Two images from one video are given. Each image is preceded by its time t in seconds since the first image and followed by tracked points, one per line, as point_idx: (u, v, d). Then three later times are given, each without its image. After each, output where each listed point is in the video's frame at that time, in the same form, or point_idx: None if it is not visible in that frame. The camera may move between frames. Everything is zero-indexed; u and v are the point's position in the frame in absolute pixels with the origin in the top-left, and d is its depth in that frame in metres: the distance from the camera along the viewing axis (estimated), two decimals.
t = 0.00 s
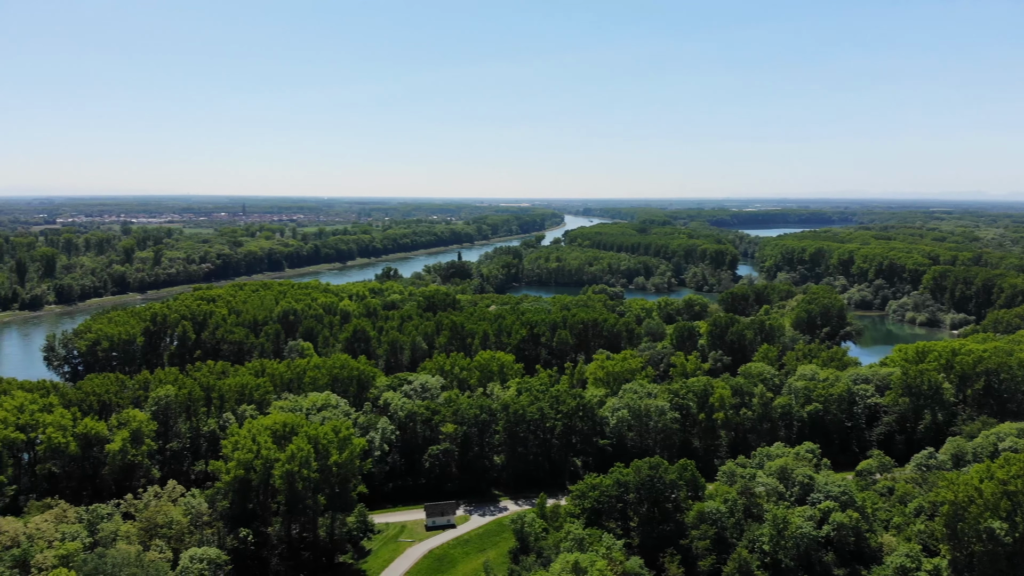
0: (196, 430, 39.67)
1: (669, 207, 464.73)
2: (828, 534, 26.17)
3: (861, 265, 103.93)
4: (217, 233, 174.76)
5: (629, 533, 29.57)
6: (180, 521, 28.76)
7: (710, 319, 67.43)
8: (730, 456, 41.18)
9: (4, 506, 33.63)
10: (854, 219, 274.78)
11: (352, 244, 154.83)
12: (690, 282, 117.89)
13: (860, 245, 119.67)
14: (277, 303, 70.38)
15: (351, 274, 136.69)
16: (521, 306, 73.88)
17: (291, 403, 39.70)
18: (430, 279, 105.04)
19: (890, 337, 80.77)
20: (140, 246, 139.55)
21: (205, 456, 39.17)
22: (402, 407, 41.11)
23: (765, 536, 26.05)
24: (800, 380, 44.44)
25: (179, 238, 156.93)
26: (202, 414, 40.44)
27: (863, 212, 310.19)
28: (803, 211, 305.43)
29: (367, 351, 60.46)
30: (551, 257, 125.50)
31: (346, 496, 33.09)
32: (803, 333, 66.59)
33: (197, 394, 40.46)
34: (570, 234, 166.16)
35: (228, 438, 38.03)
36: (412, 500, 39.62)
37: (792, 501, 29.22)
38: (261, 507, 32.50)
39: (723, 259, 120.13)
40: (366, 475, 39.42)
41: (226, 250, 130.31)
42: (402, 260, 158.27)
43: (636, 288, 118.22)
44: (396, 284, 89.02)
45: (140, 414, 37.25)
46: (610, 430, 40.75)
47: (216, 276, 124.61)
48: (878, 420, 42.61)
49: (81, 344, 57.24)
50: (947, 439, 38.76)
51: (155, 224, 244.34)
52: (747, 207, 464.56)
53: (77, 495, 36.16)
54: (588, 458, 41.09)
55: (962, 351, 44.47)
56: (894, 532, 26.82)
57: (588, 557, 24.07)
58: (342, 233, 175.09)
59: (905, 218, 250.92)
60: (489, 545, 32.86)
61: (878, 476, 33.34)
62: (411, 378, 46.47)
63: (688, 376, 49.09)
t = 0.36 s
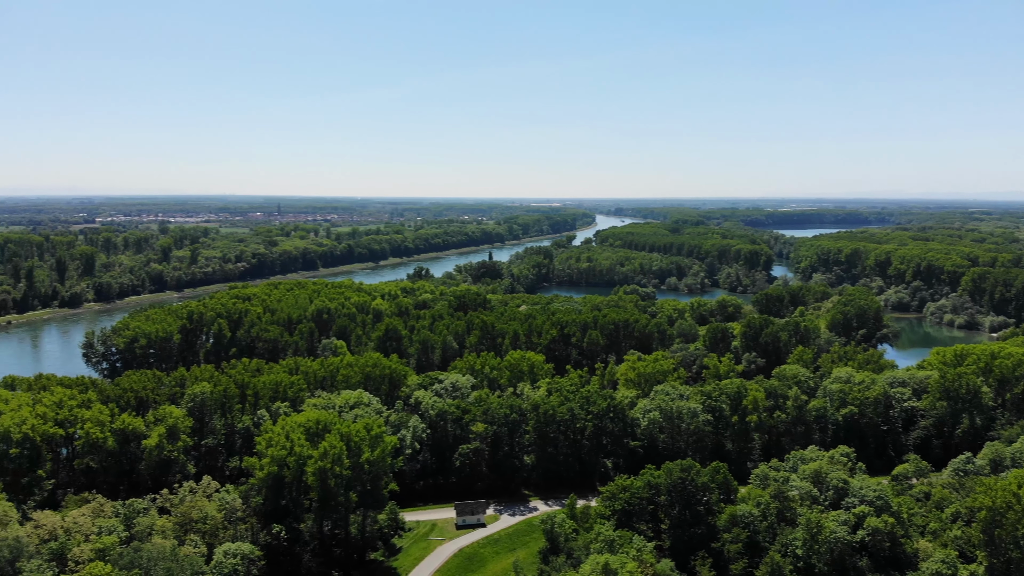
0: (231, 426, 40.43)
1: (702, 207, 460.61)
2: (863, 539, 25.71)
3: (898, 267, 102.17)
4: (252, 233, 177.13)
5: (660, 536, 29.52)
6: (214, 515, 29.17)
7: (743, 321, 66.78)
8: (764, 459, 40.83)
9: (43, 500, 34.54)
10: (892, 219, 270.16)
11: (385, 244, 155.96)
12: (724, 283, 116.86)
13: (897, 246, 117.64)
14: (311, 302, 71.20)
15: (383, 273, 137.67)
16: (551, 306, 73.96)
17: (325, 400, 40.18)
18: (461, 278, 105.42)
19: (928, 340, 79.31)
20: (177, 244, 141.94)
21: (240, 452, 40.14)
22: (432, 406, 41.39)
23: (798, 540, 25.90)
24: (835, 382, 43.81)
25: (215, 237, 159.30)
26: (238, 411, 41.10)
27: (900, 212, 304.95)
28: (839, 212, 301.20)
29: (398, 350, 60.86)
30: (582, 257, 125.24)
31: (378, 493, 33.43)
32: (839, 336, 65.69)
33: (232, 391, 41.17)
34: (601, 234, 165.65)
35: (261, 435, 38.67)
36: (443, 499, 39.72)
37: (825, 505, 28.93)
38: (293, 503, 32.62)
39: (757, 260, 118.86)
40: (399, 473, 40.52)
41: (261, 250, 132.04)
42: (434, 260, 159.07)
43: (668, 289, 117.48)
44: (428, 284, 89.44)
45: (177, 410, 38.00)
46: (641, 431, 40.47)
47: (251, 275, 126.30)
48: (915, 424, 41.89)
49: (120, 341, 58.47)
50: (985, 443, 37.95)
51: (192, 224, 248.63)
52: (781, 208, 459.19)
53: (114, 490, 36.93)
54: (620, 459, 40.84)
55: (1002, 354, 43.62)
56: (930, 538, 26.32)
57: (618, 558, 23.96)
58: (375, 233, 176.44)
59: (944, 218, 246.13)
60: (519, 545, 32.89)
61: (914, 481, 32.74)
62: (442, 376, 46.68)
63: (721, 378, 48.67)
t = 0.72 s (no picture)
0: (265, 423, 40.82)
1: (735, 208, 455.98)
2: (897, 544, 25.40)
3: (937, 269, 100.25)
4: (287, 233, 179.20)
5: (691, 538, 29.48)
6: (248, 512, 29.80)
7: (778, 322, 66.04)
8: (798, 463, 40.12)
9: (81, 494, 35.69)
10: (932, 220, 264.89)
11: (417, 244, 156.74)
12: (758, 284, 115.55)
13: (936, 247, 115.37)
14: (345, 301, 71.86)
15: (415, 273, 138.53)
16: (582, 307, 73.87)
17: (358, 398, 40.56)
18: (492, 279, 105.60)
19: (967, 343, 77.68)
20: (213, 244, 144.09)
21: (273, 450, 40.46)
22: (463, 405, 41.74)
23: (833, 545, 25.64)
24: (872, 386, 43.15)
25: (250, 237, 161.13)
26: (272, 409, 41.47)
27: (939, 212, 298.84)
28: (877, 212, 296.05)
29: (430, 350, 61.45)
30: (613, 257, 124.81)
31: (409, 492, 33.79)
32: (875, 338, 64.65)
33: (267, 389, 41.64)
34: (633, 234, 164.92)
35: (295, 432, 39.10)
36: (473, 498, 39.74)
37: (860, 510, 28.52)
38: (326, 501, 33.20)
39: (792, 261, 117.36)
40: (430, 472, 40.70)
41: (296, 249, 133.49)
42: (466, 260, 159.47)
43: (701, 290, 116.58)
44: (459, 283, 89.73)
45: (212, 407, 38.58)
46: (673, 433, 40.25)
47: (286, 274, 127.84)
48: (953, 429, 40.97)
49: (158, 338, 59.69)
50: None
51: (228, 223, 251.95)
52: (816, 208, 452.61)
53: (150, 485, 37.75)
54: (650, 461, 40.59)
55: None
56: (967, 545, 25.80)
57: (648, 561, 23.92)
58: (408, 233, 177.46)
59: (986, 219, 240.75)
60: (549, 546, 32.88)
61: (951, 486, 32.16)
62: (473, 376, 46.84)
63: (754, 380, 48.27)
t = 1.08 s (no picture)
0: (298, 421, 41.49)
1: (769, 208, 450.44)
2: (933, 551, 24.80)
3: (976, 270, 98.19)
4: (320, 233, 181.04)
5: (723, 542, 29.21)
6: (281, 508, 30.15)
7: (812, 324, 65.19)
8: (833, 466, 39.65)
9: (117, 489, 36.37)
10: (972, 220, 259.45)
11: (448, 244, 157.40)
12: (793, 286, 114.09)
13: (976, 249, 112.99)
14: (377, 300, 72.48)
15: (446, 273, 139.13)
16: (613, 308, 73.72)
17: (389, 397, 40.89)
18: (523, 279, 105.69)
19: (1007, 346, 75.97)
20: (248, 244, 146.04)
21: (306, 447, 41.04)
22: (493, 405, 41.83)
23: (867, 550, 25.30)
24: (908, 390, 42.48)
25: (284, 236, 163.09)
26: (305, 406, 42.13)
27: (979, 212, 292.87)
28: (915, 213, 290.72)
29: (461, 349, 61.74)
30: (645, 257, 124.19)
31: (439, 491, 33.77)
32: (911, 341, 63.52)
33: (300, 387, 42.24)
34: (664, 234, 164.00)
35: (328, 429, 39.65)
36: (503, 498, 39.92)
37: (896, 515, 28.10)
38: (358, 498, 33.45)
39: (828, 262, 115.66)
40: (461, 471, 40.97)
41: (329, 249, 134.83)
42: (497, 260, 159.69)
43: (734, 291, 115.40)
44: (490, 283, 89.96)
45: (246, 404, 39.20)
46: (705, 436, 39.92)
47: (319, 273, 129.11)
48: (991, 434, 39.80)
49: (193, 336, 60.74)
50: None
51: (262, 223, 255.14)
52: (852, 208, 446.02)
53: (185, 480, 38.37)
54: (682, 464, 40.54)
55: None
56: (1005, 551, 25.21)
57: (680, 563, 23.78)
58: (439, 233, 178.34)
59: None
60: (579, 547, 32.86)
61: (989, 491, 31.52)
62: (503, 376, 46.95)
63: (788, 383, 47.76)
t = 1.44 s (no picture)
0: (331, 418, 41.94)
1: (804, 207, 444.41)
2: (969, 556, 24.51)
3: (1017, 272, 96.02)
4: (353, 233, 182.62)
5: (756, 545, 28.77)
6: (313, 505, 30.52)
7: (847, 326, 64.34)
8: (867, 471, 39.43)
9: (154, 484, 36.95)
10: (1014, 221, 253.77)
11: (479, 244, 157.87)
12: (829, 287, 112.54)
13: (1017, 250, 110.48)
14: (409, 300, 73.04)
15: (476, 273, 139.60)
16: (645, 308, 73.43)
17: (420, 396, 41.19)
18: (554, 279, 105.65)
19: None
20: (283, 243, 147.93)
21: (339, 445, 41.59)
22: (523, 404, 41.82)
23: (903, 556, 24.90)
24: (945, 393, 41.75)
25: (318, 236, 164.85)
26: (337, 404, 42.68)
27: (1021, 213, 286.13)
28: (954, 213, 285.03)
29: (491, 349, 61.83)
30: (677, 257, 123.43)
31: (469, 489, 33.92)
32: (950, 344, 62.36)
33: (333, 385, 42.80)
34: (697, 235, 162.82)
35: (360, 426, 40.10)
36: (533, 498, 40.09)
37: (932, 520, 27.69)
38: (388, 496, 33.67)
39: (865, 263, 113.87)
40: (491, 470, 41.11)
41: (362, 249, 136.03)
42: (528, 259, 159.75)
43: (769, 292, 114.05)
44: (521, 283, 90.15)
45: (280, 402, 39.82)
46: (739, 438, 39.58)
47: (352, 273, 130.24)
48: None
49: (229, 334, 61.73)
50: None
51: (297, 223, 258.16)
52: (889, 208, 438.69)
53: (220, 476, 39.08)
54: (715, 466, 40.01)
55: None
56: None
57: (711, 566, 23.73)
58: (471, 233, 179.00)
59: None
60: (609, 549, 32.81)
61: None
62: (532, 376, 47.03)
63: (823, 386, 47.15)
